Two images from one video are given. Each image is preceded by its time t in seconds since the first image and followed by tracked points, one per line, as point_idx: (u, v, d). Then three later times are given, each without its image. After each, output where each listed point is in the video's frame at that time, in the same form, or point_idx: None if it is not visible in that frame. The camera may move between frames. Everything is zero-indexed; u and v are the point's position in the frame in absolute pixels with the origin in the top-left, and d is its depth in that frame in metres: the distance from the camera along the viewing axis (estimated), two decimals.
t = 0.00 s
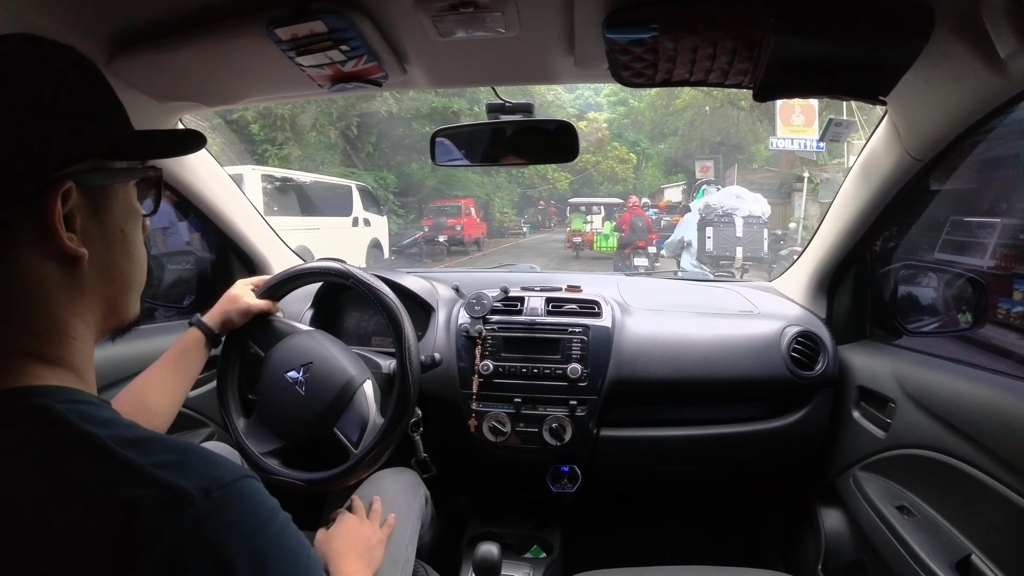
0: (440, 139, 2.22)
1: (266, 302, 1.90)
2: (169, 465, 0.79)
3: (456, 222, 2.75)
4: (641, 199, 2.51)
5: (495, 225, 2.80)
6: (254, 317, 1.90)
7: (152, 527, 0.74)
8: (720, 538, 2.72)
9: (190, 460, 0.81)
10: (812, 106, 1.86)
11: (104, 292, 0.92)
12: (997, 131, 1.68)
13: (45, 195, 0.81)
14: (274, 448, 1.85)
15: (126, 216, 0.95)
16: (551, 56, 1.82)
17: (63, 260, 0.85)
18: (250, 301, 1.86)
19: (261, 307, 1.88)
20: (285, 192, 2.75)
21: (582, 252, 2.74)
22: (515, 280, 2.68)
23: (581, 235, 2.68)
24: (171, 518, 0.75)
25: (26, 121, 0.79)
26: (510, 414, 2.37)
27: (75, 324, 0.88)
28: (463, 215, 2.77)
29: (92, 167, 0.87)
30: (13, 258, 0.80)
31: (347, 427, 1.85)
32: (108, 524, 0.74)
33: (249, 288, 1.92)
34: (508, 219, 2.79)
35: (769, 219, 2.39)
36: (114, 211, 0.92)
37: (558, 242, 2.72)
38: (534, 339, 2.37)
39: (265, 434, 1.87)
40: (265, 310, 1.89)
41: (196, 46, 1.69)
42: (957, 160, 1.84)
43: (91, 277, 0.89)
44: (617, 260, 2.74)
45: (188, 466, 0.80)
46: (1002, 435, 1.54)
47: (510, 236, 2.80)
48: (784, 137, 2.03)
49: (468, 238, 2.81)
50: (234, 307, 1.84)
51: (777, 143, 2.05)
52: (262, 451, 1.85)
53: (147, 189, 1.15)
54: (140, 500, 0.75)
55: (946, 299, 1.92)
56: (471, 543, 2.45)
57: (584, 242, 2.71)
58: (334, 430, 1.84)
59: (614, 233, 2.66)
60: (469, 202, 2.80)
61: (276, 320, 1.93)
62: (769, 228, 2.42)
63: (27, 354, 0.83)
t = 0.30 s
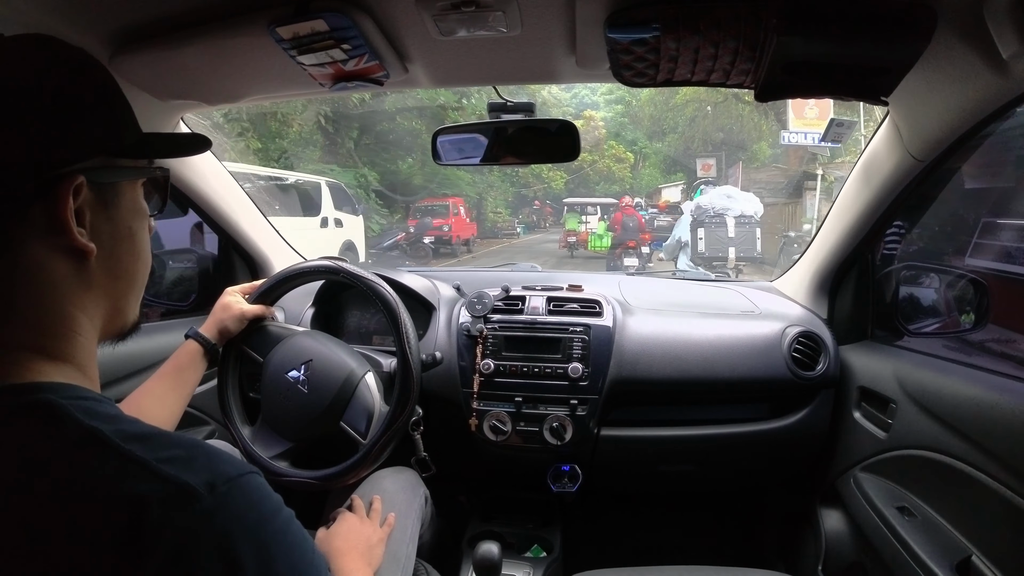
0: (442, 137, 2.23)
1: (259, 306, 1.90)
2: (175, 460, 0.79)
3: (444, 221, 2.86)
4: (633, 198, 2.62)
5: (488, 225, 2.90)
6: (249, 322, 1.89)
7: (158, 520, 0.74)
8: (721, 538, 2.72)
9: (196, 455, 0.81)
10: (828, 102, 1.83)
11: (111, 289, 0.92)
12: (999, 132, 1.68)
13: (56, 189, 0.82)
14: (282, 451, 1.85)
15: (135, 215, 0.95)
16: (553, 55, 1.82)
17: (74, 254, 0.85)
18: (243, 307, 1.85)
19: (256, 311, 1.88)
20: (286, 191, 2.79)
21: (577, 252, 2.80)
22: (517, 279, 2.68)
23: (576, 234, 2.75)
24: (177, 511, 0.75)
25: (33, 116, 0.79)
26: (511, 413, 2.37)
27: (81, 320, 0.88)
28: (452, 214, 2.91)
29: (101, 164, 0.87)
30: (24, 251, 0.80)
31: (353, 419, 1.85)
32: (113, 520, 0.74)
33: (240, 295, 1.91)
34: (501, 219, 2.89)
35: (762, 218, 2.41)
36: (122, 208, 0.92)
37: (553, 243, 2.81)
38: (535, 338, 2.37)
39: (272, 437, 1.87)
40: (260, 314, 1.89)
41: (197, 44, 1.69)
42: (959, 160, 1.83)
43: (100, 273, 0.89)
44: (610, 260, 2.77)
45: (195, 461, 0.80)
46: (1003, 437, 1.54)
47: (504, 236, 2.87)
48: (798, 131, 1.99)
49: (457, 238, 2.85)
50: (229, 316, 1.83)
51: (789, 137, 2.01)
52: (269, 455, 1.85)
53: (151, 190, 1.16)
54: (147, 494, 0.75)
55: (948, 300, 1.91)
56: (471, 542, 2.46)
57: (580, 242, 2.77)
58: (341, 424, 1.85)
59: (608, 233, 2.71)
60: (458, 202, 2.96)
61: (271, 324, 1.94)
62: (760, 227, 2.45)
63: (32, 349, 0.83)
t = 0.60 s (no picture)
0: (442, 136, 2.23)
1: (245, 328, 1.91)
2: (173, 465, 0.79)
3: (431, 221, 2.80)
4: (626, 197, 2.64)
5: (479, 225, 2.92)
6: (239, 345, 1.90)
7: (156, 523, 0.74)
8: (722, 537, 2.72)
9: (194, 461, 0.81)
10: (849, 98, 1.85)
11: (109, 291, 0.92)
12: (1000, 129, 1.67)
13: (53, 193, 0.81)
14: (303, 457, 1.85)
15: (132, 217, 0.95)
16: (553, 54, 1.82)
17: (71, 257, 0.85)
18: (230, 332, 1.86)
19: (243, 333, 1.89)
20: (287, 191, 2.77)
21: (571, 251, 2.77)
22: (518, 279, 2.67)
23: (571, 234, 2.74)
24: (176, 515, 0.75)
25: (30, 119, 0.79)
26: (512, 412, 2.37)
27: (81, 323, 0.88)
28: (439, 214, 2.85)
29: (100, 166, 0.87)
30: (22, 255, 0.80)
31: (364, 401, 1.86)
32: (113, 522, 0.74)
33: (224, 322, 1.92)
34: (494, 220, 2.92)
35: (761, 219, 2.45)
36: (119, 210, 0.92)
37: (548, 244, 2.79)
38: (536, 338, 2.37)
39: (287, 446, 1.86)
40: (248, 335, 1.90)
41: (197, 44, 1.69)
42: (960, 158, 1.83)
43: (98, 275, 0.89)
44: (603, 260, 2.77)
45: (193, 467, 0.80)
46: (1003, 435, 1.54)
47: (497, 236, 2.90)
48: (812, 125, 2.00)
49: (446, 239, 2.81)
50: (219, 344, 1.84)
51: (803, 130, 2.03)
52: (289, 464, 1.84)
53: (149, 189, 1.15)
54: (145, 500, 0.75)
55: (948, 299, 1.91)
56: (471, 542, 2.46)
57: (575, 241, 2.76)
58: (353, 411, 1.85)
59: (602, 232, 2.70)
60: (445, 201, 2.92)
61: (259, 341, 1.96)
62: (759, 227, 2.48)
63: (32, 352, 0.83)
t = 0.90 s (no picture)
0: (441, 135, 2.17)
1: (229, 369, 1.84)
2: (170, 453, 0.79)
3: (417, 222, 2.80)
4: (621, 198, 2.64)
5: (473, 226, 2.86)
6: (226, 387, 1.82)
7: (151, 516, 0.73)
8: (719, 537, 2.72)
9: (190, 450, 0.81)
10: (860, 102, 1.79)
11: (105, 286, 0.91)
12: (998, 131, 1.68)
13: (44, 187, 0.80)
14: (336, 446, 1.86)
15: (126, 214, 0.94)
16: (551, 54, 1.81)
17: (64, 252, 0.84)
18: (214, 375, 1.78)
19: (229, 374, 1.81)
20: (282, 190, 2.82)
21: (569, 250, 2.77)
22: (515, 279, 2.66)
23: (568, 233, 2.75)
24: (172, 508, 0.74)
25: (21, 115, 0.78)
26: (508, 412, 2.36)
27: (77, 317, 0.87)
28: (427, 214, 2.84)
29: (92, 161, 0.86)
30: (15, 249, 0.80)
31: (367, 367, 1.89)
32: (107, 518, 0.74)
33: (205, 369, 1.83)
34: (488, 219, 2.85)
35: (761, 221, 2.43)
36: (113, 206, 0.91)
37: (546, 244, 2.76)
38: (533, 337, 2.37)
39: (314, 447, 1.86)
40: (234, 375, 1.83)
41: (193, 42, 1.69)
42: (956, 160, 1.83)
43: (93, 270, 0.89)
44: (597, 260, 2.76)
45: (190, 456, 0.80)
46: (999, 436, 1.54)
47: (491, 237, 2.84)
48: (832, 116, 1.91)
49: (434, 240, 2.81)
50: (208, 390, 1.75)
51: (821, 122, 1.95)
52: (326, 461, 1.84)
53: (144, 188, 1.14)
54: (142, 488, 0.74)
55: (944, 300, 1.91)
56: (468, 541, 2.46)
57: (571, 241, 2.76)
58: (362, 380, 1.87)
59: (597, 232, 2.71)
60: (435, 201, 2.88)
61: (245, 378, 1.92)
62: (758, 229, 2.47)
63: (31, 345, 0.83)
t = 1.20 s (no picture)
0: (435, 135, 2.21)
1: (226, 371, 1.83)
2: (169, 461, 0.78)
3: (406, 222, 2.72)
4: (619, 198, 2.61)
5: (471, 226, 2.89)
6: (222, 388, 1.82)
7: (150, 524, 0.73)
8: (716, 536, 2.73)
9: (189, 457, 0.81)
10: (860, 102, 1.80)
11: (103, 291, 0.91)
12: (992, 130, 1.69)
13: (44, 194, 0.80)
14: (334, 447, 1.85)
15: (123, 216, 0.94)
16: (547, 54, 1.81)
17: (63, 258, 0.84)
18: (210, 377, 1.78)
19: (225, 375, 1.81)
20: (280, 194, 2.73)
21: (569, 250, 2.78)
22: (512, 279, 2.65)
23: (568, 233, 2.74)
24: (171, 515, 0.74)
25: (18, 118, 0.78)
26: (505, 412, 2.37)
27: (74, 322, 0.87)
28: (416, 213, 2.73)
29: (90, 165, 0.86)
30: (14, 256, 0.79)
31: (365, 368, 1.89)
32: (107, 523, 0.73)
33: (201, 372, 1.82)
34: (486, 219, 2.86)
35: (760, 223, 2.43)
36: (110, 210, 0.91)
37: (547, 241, 2.77)
38: (530, 338, 2.37)
39: (314, 449, 1.85)
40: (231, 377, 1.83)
41: (189, 44, 1.68)
42: (952, 159, 1.84)
43: (91, 275, 0.88)
44: (593, 260, 2.79)
45: (189, 464, 0.80)
46: (995, 434, 1.55)
47: (488, 238, 2.85)
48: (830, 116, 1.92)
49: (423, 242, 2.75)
50: (205, 393, 1.75)
51: (850, 114, 1.93)
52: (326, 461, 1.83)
53: (140, 189, 1.13)
54: (140, 495, 0.74)
55: (940, 298, 1.93)
56: (465, 542, 2.46)
57: (572, 240, 2.76)
58: (359, 380, 1.87)
59: (594, 232, 2.70)
60: (425, 198, 2.75)
61: (242, 381, 1.92)
62: (758, 230, 2.47)
63: (28, 352, 0.82)
